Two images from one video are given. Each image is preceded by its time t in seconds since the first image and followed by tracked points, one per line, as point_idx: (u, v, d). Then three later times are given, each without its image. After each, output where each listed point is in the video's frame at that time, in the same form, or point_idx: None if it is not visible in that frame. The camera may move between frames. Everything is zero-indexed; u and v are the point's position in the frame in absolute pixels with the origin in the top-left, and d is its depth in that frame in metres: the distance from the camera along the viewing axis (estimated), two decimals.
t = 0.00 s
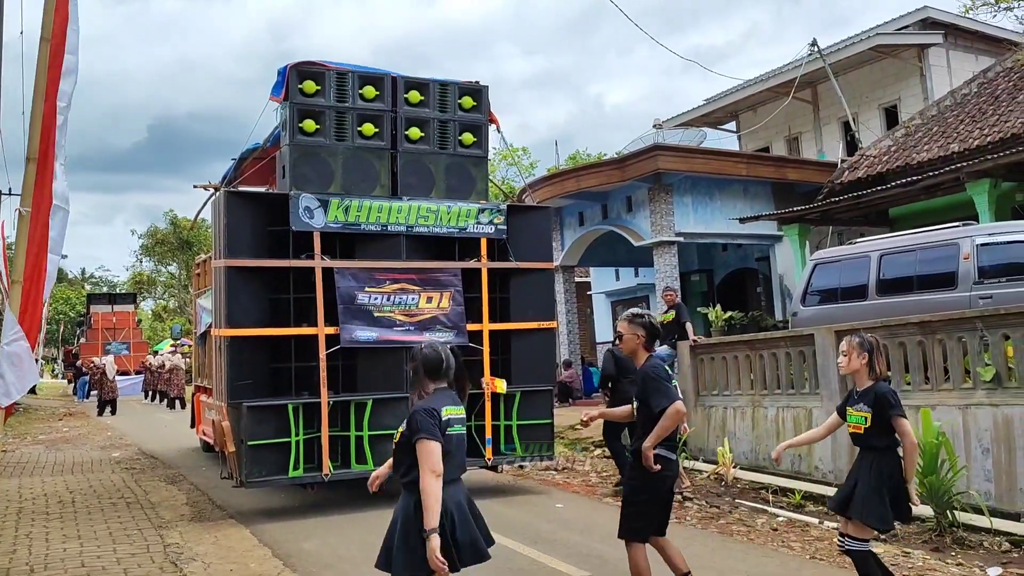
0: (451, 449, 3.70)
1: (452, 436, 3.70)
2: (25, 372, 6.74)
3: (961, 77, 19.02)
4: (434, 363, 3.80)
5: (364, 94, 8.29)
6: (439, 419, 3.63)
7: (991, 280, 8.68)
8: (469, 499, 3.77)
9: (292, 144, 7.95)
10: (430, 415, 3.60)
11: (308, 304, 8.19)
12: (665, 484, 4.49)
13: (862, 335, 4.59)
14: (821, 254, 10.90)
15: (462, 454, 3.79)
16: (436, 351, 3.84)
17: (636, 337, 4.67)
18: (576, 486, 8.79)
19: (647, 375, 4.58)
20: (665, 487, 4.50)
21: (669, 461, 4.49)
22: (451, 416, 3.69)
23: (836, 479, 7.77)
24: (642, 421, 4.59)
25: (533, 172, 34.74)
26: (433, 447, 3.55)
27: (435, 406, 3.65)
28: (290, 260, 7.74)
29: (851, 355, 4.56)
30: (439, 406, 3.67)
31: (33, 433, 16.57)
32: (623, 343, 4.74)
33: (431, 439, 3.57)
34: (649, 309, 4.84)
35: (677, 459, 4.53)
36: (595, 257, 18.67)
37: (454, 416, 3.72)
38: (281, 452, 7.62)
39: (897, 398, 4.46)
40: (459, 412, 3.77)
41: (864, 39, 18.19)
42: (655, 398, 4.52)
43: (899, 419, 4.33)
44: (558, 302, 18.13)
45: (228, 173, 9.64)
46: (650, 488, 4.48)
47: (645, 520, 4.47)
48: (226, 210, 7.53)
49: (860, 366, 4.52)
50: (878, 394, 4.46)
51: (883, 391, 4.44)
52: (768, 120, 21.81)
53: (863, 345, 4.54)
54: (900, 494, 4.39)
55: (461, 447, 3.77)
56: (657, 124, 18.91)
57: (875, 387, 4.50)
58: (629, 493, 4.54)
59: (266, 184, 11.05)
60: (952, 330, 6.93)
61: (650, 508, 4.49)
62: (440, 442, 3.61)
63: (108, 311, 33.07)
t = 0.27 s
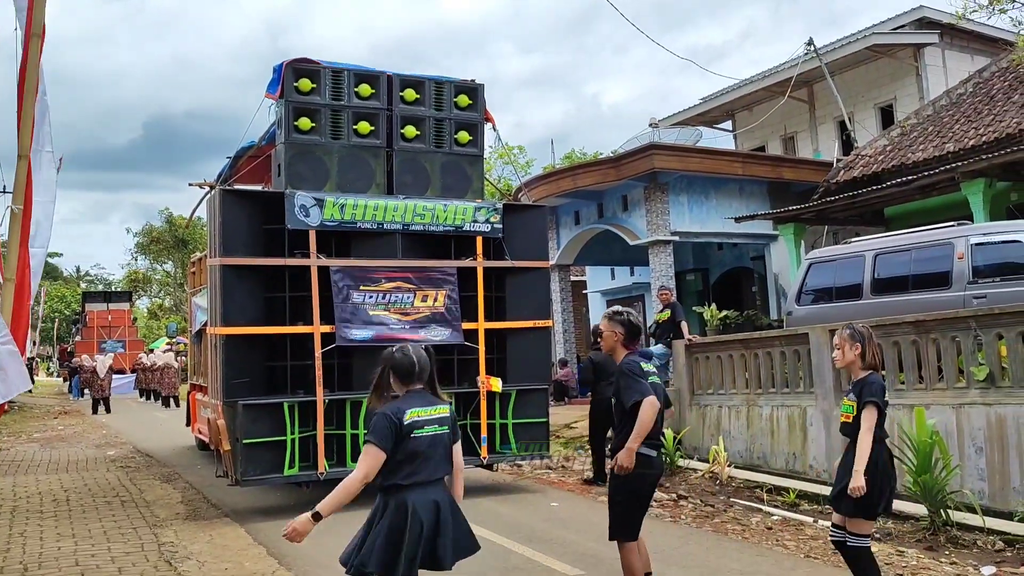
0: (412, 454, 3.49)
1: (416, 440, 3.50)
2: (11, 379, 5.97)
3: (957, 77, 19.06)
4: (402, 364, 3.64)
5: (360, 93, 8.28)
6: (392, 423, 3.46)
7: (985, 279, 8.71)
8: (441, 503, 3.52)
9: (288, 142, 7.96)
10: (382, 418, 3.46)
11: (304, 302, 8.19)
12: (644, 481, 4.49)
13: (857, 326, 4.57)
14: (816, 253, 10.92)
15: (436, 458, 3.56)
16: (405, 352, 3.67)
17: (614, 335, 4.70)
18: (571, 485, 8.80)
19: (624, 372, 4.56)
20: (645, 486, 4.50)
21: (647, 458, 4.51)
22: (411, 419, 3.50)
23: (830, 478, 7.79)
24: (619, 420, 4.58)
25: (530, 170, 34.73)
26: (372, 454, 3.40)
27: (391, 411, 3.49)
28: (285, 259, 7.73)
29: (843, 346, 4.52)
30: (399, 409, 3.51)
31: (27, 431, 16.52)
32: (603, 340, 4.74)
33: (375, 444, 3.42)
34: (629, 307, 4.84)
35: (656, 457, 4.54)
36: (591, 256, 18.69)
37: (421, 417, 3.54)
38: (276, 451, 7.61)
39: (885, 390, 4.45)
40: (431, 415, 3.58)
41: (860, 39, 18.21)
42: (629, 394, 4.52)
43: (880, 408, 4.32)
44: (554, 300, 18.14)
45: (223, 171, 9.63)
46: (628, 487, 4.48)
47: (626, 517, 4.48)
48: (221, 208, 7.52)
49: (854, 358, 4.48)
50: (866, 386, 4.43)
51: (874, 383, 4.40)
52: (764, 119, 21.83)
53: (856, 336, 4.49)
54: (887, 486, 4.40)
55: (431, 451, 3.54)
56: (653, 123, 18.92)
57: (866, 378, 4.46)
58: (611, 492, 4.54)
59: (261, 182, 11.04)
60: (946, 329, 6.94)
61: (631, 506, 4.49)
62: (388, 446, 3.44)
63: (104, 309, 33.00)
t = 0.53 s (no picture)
0: (387, 456, 3.51)
1: (389, 441, 3.51)
2: None
3: (954, 78, 19.08)
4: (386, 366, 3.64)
5: (358, 92, 8.27)
6: (364, 427, 3.52)
7: (983, 280, 8.72)
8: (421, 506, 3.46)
9: (285, 142, 7.95)
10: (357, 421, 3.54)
11: (301, 302, 8.17)
12: (622, 484, 4.48)
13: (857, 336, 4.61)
14: (814, 254, 10.93)
15: (417, 457, 3.51)
16: (392, 355, 3.66)
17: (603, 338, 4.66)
18: (568, 485, 8.80)
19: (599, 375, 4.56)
20: (625, 489, 4.48)
21: (625, 461, 4.49)
22: (383, 422, 3.52)
23: (828, 478, 7.80)
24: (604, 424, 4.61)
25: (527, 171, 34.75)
26: (343, 456, 3.52)
27: (365, 416, 3.54)
28: (283, 258, 7.72)
29: (842, 359, 4.60)
30: (372, 414, 3.55)
31: (24, 431, 16.48)
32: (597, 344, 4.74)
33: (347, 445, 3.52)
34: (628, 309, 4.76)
35: (635, 460, 4.48)
36: (588, 257, 18.70)
37: (398, 419, 3.53)
38: (274, 451, 7.60)
39: (877, 397, 4.46)
40: (412, 416, 3.55)
41: (857, 40, 18.24)
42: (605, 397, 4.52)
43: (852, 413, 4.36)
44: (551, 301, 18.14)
45: (220, 171, 9.63)
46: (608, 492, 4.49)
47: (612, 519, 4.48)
48: (218, 208, 7.51)
49: (854, 370, 4.55)
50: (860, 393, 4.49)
51: (864, 391, 4.44)
52: (761, 119, 21.85)
53: (850, 348, 4.57)
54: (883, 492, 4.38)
55: (410, 451, 3.51)
56: (651, 123, 18.93)
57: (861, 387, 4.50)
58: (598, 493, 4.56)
59: (259, 182, 11.03)
60: (943, 330, 6.95)
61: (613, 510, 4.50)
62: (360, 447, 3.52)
63: (101, 309, 32.94)
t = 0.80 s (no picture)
0: (392, 451, 3.61)
1: (394, 435, 3.61)
2: None
3: (953, 78, 19.09)
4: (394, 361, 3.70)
5: (357, 93, 8.27)
6: (377, 423, 3.69)
7: (982, 280, 8.72)
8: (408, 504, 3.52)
9: (284, 142, 7.94)
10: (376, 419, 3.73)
11: (300, 302, 8.16)
12: (619, 482, 4.54)
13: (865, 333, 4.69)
14: (813, 254, 10.92)
15: (416, 453, 3.55)
16: (402, 349, 3.70)
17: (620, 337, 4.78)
18: (567, 485, 8.79)
19: (599, 375, 4.75)
20: (624, 486, 4.53)
21: (619, 458, 4.59)
22: (389, 417, 3.63)
23: (828, 479, 7.80)
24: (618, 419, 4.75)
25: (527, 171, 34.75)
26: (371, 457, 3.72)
27: (378, 413, 3.70)
28: (282, 259, 7.70)
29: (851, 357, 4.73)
30: (384, 410, 3.69)
31: (23, 431, 16.48)
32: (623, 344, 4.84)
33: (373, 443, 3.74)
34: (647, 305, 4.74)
35: (627, 457, 4.54)
36: (588, 257, 18.70)
37: (403, 415, 3.61)
38: (273, 451, 7.59)
39: (879, 390, 4.53)
40: (417, 411, 3.60)
41: (857, 41, 18.24)
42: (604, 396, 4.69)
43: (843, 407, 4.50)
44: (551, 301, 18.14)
45: (220, 171, 9.63)
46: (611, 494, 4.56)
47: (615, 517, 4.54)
48: (218, 208, 7.50)
49: (864, 366, 4.66)
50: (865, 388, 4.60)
51: (861, 387, 4.57)
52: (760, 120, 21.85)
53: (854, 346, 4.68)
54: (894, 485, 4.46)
55: (411, 446, 3.57)
56: (651, 124, 18.94)
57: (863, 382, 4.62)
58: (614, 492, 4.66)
59: (259, 182, 11.03)
60: (944, 331, 6.94)
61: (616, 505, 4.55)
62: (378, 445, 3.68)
63: (100, 310, 32.93)
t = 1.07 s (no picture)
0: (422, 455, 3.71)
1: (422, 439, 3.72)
2: None
3: (954, 79, 19.08)
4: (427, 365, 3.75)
5: (357, 93, 8.28)
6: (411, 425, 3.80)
7: (983, 281, 8.71)
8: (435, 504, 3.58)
9: (285, 143, 7.95)
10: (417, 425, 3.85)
11: (301, 302, 8.16)
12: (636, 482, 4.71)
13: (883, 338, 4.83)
14: (814, 255, 10.92)
15: (439, 458, 3.62)
16: (432, 354, 3.78)
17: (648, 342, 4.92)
18: (568, 486, 8.80)
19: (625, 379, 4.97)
20: (643, 487, 4.69)
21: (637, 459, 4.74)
22: (419, 421, 3.74)
23: (828, 480, 7.80)
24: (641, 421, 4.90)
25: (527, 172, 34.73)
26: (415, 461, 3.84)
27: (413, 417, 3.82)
28: (282, 260, 7.71)
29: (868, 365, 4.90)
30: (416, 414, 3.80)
31: (24, 432, 16.49)
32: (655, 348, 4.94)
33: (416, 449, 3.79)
34: (668, 309, 4.82)
35: (642, 458, 4.69)
36: (589, 257, 18.69)
37: (429, 420, 3.70)
38: (273, 452, 7.60)
39: (894, 395, 4.66)
40: (441, 417, 3.67)
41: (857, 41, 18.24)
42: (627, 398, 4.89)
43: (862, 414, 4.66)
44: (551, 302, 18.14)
45: (220, 171, 9.63)
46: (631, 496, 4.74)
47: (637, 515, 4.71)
48: (219, 208, 7.52)
49: (880, 371, 4.78)
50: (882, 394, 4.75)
51: (877, 393, 4.73)
52: (761, 120, 21.85)
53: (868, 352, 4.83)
54: (919, 484, 4.55)
55: (435, 451, 3.65)
56: (651, 125, 18.94)
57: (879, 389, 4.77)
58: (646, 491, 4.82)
59: (259, 183, 11.03)
60: (943, 331, 6.94)
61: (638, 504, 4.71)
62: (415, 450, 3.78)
63: (101, 310, 32.96)
